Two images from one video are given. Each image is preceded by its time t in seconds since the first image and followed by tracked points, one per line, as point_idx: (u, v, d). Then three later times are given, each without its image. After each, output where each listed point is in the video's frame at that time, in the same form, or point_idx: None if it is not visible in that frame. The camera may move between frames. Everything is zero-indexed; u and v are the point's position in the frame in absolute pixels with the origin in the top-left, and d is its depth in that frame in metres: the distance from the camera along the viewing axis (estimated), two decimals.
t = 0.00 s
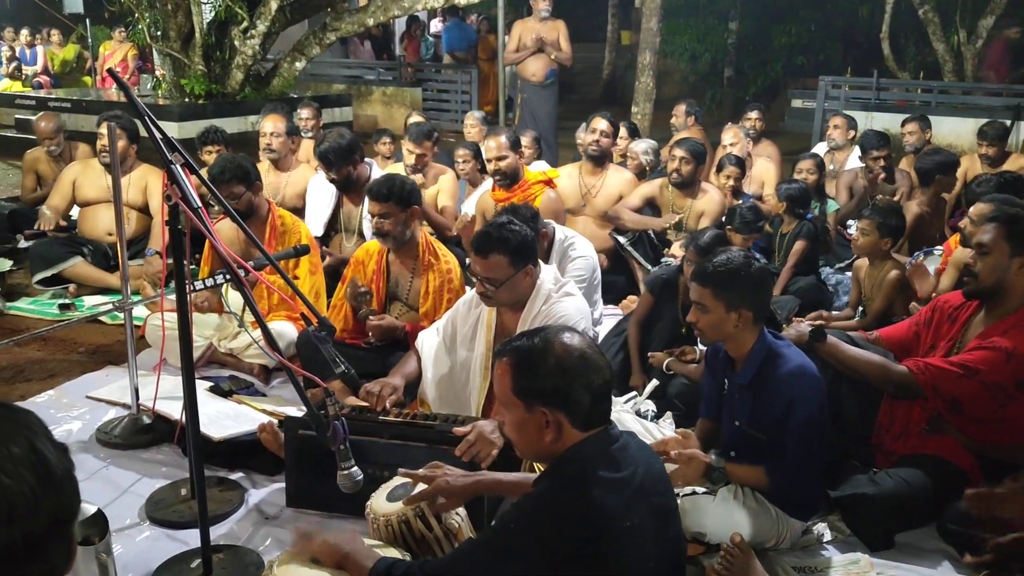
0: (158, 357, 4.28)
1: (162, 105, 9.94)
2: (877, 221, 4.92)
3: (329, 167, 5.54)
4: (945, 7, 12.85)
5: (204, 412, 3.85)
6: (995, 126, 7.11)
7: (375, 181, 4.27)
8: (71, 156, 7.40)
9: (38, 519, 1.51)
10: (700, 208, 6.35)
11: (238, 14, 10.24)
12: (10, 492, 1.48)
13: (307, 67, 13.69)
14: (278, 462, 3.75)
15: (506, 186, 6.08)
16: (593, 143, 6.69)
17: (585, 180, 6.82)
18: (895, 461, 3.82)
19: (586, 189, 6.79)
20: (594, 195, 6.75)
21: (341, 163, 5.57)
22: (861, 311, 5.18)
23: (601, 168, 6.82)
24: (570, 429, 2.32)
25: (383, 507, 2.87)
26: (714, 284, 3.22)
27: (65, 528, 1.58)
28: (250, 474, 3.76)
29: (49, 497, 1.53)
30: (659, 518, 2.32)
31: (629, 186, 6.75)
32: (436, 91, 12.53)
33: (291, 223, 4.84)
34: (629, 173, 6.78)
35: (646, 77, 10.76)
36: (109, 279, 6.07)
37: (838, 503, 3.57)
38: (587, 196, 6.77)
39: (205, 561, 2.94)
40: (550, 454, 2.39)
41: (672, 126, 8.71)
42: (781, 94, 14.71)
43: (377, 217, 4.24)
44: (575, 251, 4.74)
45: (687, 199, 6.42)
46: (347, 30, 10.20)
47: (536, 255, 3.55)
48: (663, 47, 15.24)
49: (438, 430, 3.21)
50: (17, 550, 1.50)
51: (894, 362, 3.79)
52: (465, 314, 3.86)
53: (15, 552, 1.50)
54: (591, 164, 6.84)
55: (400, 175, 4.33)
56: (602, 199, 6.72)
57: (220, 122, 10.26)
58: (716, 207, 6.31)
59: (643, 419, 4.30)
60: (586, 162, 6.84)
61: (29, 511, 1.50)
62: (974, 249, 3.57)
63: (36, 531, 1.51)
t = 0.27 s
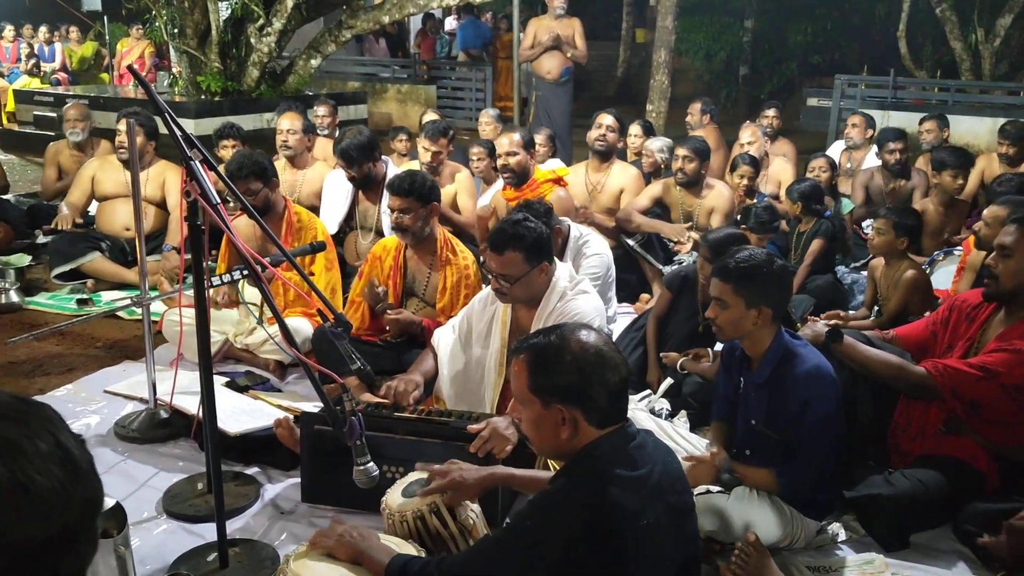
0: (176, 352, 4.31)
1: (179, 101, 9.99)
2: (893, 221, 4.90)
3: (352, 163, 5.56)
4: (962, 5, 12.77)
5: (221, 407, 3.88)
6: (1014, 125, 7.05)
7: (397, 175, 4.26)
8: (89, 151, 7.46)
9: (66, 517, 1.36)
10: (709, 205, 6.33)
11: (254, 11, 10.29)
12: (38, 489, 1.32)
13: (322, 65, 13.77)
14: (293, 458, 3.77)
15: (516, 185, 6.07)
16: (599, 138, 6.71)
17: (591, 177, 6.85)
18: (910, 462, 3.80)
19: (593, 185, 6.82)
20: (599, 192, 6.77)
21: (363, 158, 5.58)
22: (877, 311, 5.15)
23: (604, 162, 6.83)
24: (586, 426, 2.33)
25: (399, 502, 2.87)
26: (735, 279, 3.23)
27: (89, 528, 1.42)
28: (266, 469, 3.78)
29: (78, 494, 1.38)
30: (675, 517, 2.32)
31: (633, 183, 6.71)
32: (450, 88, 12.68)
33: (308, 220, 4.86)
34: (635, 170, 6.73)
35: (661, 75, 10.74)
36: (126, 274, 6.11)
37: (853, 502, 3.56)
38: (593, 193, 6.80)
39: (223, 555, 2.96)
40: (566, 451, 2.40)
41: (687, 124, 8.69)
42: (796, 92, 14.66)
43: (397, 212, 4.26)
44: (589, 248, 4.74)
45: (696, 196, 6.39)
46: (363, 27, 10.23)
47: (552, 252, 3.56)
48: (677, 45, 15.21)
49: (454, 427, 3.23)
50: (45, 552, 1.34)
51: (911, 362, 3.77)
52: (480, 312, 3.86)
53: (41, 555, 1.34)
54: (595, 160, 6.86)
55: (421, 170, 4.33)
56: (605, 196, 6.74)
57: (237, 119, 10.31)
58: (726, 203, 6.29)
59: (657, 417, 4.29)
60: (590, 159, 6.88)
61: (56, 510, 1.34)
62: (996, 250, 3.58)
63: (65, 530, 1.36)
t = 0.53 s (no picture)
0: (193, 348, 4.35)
1: (195, 99, 10.04)
2: (909, 220, 4.87)
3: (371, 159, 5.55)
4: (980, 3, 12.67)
5: (236, 402, 3.90)
6: None
7: (416, 172, 4.28)
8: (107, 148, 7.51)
9: (84, 504, 1.21)
10: (716, 200, 6.34)
11: (269, 8, 10.32)
12: (55, 479, 1.18)
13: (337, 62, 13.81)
14: (309, 453, 3.79)
15: (528, 177, 6.15)
16: (612, 136, 6.69)
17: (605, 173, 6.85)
18: (924, 461, 3.78)
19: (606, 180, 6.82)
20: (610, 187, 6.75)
21: (382, 155, 5.58)
22: (893, 310, 5.12)
23: (619, 158, 6.83)
24: (598, 421, 2.32)
25: (414, 498, 2.89)
26: (749, 279, 3.23)
27: (108, 520, 1.28)
28: (281, 464, 3.81)
29: (95, 482, 1.24)
30: (689, 513, 2.31)
31: (646, 178, 6.71)
32: (464, 87, 12.67)
33: (322, 216, 4.88)
34: (648, 167, 6.74)
35: (677, 74, 10.72)
36: (143, 270, 6.16)
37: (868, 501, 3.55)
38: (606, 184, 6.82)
39: (239, 549, 2.98)
40: (580, 447, 2.40)
41: (702, 122, 8.68)
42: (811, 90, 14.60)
43: (414, 208, 4.27)
44: (603, 246, 4.74)
45: (703, 193, 6.39)
46: (378, 25, 10.24)
47: (567, 250, 3.56)
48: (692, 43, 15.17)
49: (469, 423, 3.24)
50: (62, 545, 1.20)
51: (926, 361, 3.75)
52: (495, 309, 3.87)
53: (59, 546, 1.19)
54: (609, 157, 6.86)
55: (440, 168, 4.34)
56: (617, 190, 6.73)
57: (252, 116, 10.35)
58: (732, 195, 6.32)
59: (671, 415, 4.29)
60: (604, 155, 6.88)
61: (72, 498, 1.20)
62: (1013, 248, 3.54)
63: (83, 520, 1.22)
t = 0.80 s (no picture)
0: (206, 345, 4.37)
1: (208, 96, 10.08)
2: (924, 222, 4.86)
3: (390, 159, 5.57)
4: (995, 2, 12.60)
5: (248, 399, 3.91)
6: None
7: (432, 171, 4.27)
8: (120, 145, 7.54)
9: (118, 498, 1.21)
10: (732, 199, 6.30)
11: (282, 7, 10.35)
12: (91, 472, 1.18)
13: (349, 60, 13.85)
14: (321, 450, 3.80)
15: (542, 177, 6.13)
16: (632, 135, 6.68)
17: (622, 173, 6.82)
18: (937, 462, 3.77)
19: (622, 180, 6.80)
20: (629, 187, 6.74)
21: (400, 156, 5.60)
22: (906, 310, 5.10)
23: (639, 160, 6.80)
24: (614, 417, 2.33)
25: (427, 495, 2.87)
26: (768, 275, 3.23)
27: (139, 514, 1.28)
28: (293, 461, 3.82)
29: (128, 477, 1.24)
30: (705, 512, 2.30)
31: (664, 180, 6.68)
32: (476, 85, 12.63)
33: (334, 214, 4.89)
34: (667, 168, 6.72)
35: (688, 72, 10.70)
36: (157, 266, 6.19)
37: (880, 503, 3.52)
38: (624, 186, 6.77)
39: (251, 545, 2.99)
40: (595, 444, 2.40)
41: (714, 121, 8.66)
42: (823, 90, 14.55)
43: (428, 207, 4.27)
44: (616, 244, 4.73)
45: (718, 192, 6.37)
46: (390, 23, 10.26)
47: (579, 248, 3.55)
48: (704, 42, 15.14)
49: (482, 421, 3.25)
50: (97, 538, 1.19)
51: (938, 361, 3.74)
52: (507, 307, 3.88)
53: (94, 539, 1.18)
54: (627, 157, 6.84)
55: (456, 167, 4.33)
56: (637, 192, 6.70)
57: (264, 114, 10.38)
58: (748, 196, 6.27)
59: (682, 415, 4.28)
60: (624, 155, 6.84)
61: (108, 490, 1.20)
62: None
63: (116, 513, 1.21)
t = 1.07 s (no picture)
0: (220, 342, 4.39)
1: (221, 95, 10.12)
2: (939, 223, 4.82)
3: (402, 154, 5.59)
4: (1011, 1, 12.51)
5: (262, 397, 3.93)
6: None
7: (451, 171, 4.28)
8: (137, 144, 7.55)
9: (132, 494, 1.22)
10: (753, 200, 6.27)
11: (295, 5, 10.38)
12: (104, 469, 1.19)
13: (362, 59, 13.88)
14: (333, 448, 3.82)
15: (556, 177, 6.15)
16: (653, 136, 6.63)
17: (641, 172, 6.79)
18: (949, 462, 3.75)
19: (640, 180, 6.77)
20: (647, 189, 6.72)
21: (413, 152, 5.63)
22: (920, 312, 5.08)
23: (658, 163, 6.76)
24: (625, 419, 2.32)
25: (439, 494, 2.89)
26: (779, 278, 3.20)
27: (153, 510, 1.28)
28: (306, 458, 3.84)
29: (142, 473, 1.24)
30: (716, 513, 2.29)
31: (684, 181, 6.67)
32: (488, 83, 12.64)
33: (346, 213, 4.90)
34: (687, 171, 6.69)
35: (701, 71, 10.67)
36: (170, 264, 6.21)
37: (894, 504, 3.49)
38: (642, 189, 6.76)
39: (264, 543, 3.00)
40: (606, 445, 2.40)
41: (726, 120, 8.64)
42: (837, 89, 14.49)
43: (447, 207, 4.29)
44: (629, 244, 4.73)
45: (743, 192, 6.34)
46: (403, 22, 10.27)
47: (593, 248, 3.55)
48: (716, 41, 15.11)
49: (494, 421, 3.26)
50: (111, 533, 1.20)
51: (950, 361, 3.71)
52: (520, 307, 3.88)
53: (108, 535, 1.19)
54: (649, 158, 6.78)
55: (476, 169, 4.34)
56: (655, 194, 6.69)
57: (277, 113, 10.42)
58: (768, 198, 6.24)
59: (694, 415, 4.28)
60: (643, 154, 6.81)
61: (123, 486, 1.21)
62: None
63: (130, 509, 1.22)
